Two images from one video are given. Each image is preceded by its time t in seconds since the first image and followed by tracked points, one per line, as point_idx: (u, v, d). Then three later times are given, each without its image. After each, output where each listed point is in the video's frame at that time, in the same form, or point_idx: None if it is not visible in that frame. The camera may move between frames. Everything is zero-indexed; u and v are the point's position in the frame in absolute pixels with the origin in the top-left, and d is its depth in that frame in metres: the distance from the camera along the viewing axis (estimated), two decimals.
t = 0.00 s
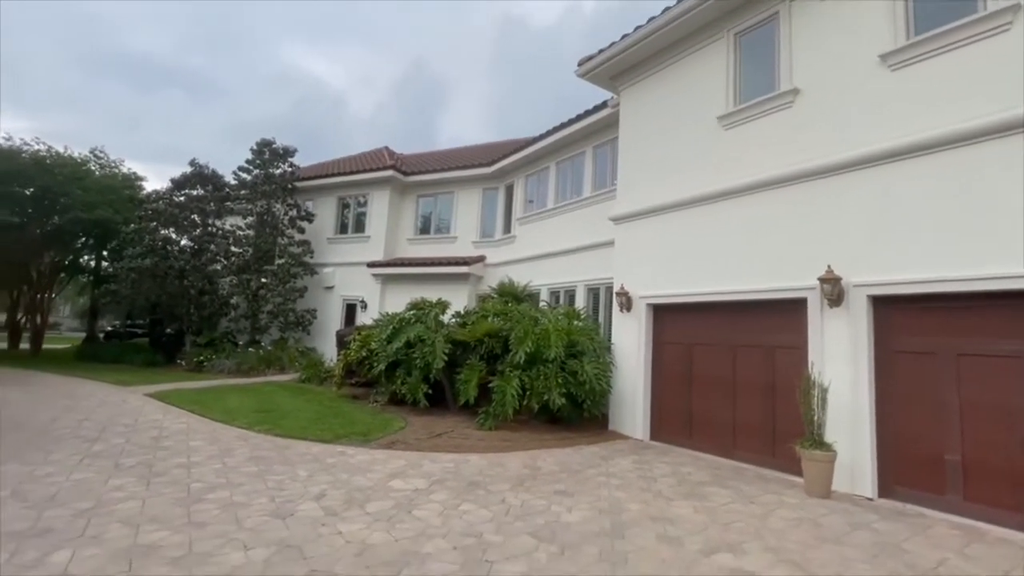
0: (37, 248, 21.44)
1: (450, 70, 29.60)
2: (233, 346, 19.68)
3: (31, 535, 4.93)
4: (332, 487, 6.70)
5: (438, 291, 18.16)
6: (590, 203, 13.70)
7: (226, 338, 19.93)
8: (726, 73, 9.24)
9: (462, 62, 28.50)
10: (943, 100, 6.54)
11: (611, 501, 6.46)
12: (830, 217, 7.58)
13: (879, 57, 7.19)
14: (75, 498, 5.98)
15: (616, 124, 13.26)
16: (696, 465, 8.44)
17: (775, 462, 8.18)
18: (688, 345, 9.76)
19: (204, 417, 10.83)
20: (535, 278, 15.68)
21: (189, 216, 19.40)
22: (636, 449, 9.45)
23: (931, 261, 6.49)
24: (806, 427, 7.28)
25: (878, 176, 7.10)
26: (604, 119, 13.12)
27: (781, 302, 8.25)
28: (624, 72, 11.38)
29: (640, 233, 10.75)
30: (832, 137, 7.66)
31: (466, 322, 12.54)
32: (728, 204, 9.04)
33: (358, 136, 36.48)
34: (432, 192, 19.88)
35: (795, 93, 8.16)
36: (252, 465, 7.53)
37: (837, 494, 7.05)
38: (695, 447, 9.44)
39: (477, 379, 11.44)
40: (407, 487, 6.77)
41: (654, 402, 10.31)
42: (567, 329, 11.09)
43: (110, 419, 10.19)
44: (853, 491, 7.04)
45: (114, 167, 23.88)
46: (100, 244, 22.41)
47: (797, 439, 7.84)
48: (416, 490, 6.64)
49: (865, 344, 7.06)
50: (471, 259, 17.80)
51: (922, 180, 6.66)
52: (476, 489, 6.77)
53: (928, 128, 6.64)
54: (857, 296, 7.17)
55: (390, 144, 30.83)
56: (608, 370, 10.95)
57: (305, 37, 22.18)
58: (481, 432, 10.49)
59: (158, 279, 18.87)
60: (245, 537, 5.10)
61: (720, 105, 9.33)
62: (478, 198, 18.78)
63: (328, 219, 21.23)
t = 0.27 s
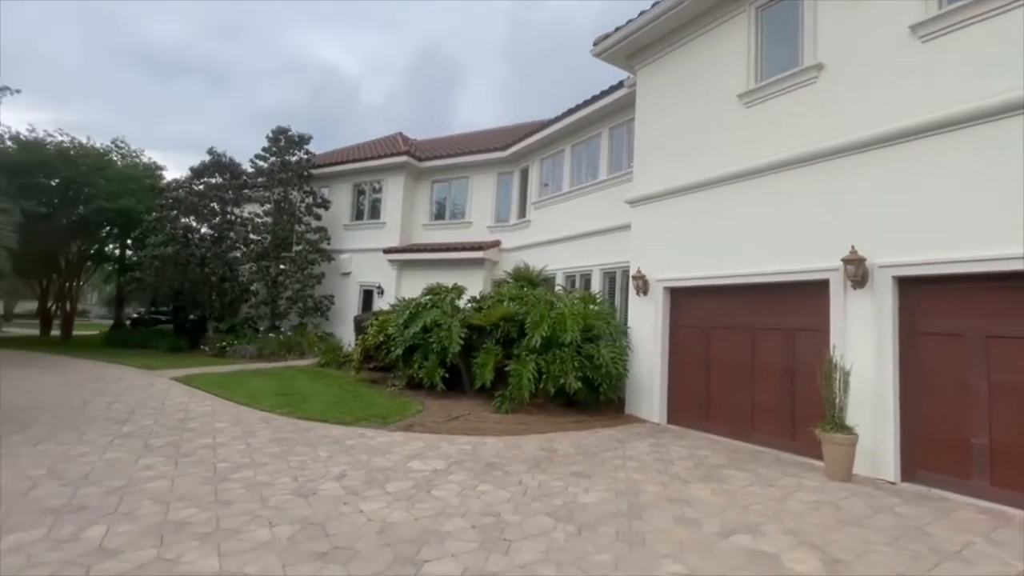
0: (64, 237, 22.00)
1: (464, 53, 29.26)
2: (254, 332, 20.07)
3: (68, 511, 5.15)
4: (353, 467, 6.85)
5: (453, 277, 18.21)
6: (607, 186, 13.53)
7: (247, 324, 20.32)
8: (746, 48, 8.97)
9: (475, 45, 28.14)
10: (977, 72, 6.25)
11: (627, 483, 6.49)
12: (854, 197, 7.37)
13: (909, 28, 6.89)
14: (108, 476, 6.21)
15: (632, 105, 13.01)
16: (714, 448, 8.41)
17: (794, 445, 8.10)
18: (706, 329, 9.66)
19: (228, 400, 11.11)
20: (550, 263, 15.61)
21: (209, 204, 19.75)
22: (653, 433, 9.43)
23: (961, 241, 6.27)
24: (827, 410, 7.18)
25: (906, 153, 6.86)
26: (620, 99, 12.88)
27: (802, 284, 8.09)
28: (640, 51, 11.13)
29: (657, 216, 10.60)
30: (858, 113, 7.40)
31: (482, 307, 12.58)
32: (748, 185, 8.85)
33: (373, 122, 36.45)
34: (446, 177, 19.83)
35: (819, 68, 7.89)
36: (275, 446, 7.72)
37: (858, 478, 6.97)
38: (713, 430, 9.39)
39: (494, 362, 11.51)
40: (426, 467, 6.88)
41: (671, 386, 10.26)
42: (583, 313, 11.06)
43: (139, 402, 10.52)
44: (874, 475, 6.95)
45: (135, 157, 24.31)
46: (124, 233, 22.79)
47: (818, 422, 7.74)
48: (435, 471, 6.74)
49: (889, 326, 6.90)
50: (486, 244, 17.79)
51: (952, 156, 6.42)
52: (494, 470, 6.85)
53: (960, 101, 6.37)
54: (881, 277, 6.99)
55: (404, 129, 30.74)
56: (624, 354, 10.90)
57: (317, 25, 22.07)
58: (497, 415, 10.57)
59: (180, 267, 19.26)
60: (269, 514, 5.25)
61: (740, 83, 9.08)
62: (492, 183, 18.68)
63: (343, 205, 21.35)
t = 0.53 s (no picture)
0: (99, 226, 22.78)
1: (482, 35, 28.89)
2: (280, 317, 20.53)
3: (111, 487, 5.40)
4: (379, 448, 7.00)
5: (474, 262, 18.26)
6: (629, 168, 13.31)
7: (274, 310, 20.79)
8: (776, 21, 8.63)
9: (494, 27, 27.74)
10: None
11: (651, 466, 6.48)
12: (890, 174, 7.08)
13: None
14: (147, 454, 6.49)
15: (655, 84, 12.70)
16: (739, 432, 8.32)
17: (822, 430, 7.96)
18: (731, 312, 9.50)
19: (258, 383, 11.44)
20: (571, 246, 15.50)
21: (234, 192, 20.15)
22: (676, 416, 9.38)
23: (1004, 218, 5.98)
24: (857, 394, 7.01)
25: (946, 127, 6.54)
26: (642, 78, 12.58)
27: (833, 266, 7.86)
28: (664, 27, 10.81)
29: (681, 198, 10.39)
30: (895, 85, 7.06)
31: (503, 291, 12.61)
32: (777, 164, 8.58)
33: (392, 108, 36.45)
34: (466, 162, 19.77)
35: (854, 40, 7.55)
36: (303, 427, 7.93)
37: (888, 463, 6.83)
38: (737, 414, 9.29)
39: (516, 346, 11.56)
40: (450, 449, 6.99)
41: (695, 370, 10.15)
42: (604, 297, 10.99)
43: (174, 385, 10.91)
44: (906, 460, 6.79)
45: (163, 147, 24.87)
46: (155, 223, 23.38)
47: (848, 406, 7.57)
48: (459, 452, 6.84)
49: (925, 308, 6.67)
50: (506, 228, 17.75)
51: (996, 129, 6.10)
52: (517, 452, 6.92)
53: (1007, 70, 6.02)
54: (917, 257, 6.73)
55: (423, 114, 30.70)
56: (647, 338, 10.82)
57: (336, 12, 22.05)
58: (519, 398, 10.64)
59: (208, 254, 19.75)
60: (299, 492, 5.41)
61: (769, 57, 8.76)
62: (512, 166, 18.56)
63: (365, 191, 21.52)
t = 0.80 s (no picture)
0: (138, 216, 23.66)
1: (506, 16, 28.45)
2: (310, 303, 21.00)
3: (157, 462, 5.69)
4: (408, 429, 7.15)
5: (499, 246, 18.26)
6: (657, 149, 13.02)
7: (304, 295, 21.26)
8: None
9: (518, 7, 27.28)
10: None
11: (679, 449, 6.44)
12: (935, 149, 6.72)
13: None
14: (189, 432, 6.79)
15: (684, 61, 12.31)
16: (769, 416, 8.18)
17: (857, 415, 7.75)
18: (763, 295, 9.26)
19: (291, 366, 11.79)
20: (597, 230, 15.33)
21: (263, 180, 20.56)
22: (704, 401, 9.27)
23: None
24: (895, 379, 6.78)
25: (1000, 97, 6.14)
26: (671, 55, 12.20)
27: (872, 246, 7.56)
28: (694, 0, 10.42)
29: (710, 178, 10.10)
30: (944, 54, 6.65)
31: (528, 275, 12.59)
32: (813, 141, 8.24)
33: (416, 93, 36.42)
34: (490, 146, 19.67)
35: (899, 6, 7.12)
36: (335, 408, 8.16)
37: (927, 450, 6.61)
38: (768, 399, 9.11)
39: (541, 330, 11.57)
40: (477, 430, 7.09)
41: (724, 354, 9.98)
42: (631, 281, 10.87)
43: (212, 367, 11.35)
44: (947, 446, 6.57)
45: (195, 137, 25.51)
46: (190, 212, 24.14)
47: (885, 392, 7.33)
48: (486, 434, 6.93)
49: (971, 290, 6.37)
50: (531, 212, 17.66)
51: None
52: (544, 435, 6.97)
53: None
54: (964, 236, 6.41)
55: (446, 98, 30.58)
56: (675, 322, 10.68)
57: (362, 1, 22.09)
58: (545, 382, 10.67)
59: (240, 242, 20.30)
60: (333, 470, 5.58)
61: (805, 28, 8.36)
62: (537, 149, 18.37)
63: (390, 177, 21.67)
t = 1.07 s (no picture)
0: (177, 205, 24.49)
1: None
2: (342, 288, 21.43)
3: (203, 440, 5.95)
4: (439, 410, 7.26)
5: (526, 231, 18.19)
6: (689, 128, 12.65)
7: (336, 281, 21.70)
8: None
9: None
10: None
11: (711, 434, 6.35)
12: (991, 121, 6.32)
13: None
14: (231, 411, 7.08)
15: (718, 36, 11.87)
16: (806, 402, 7.96)
17: (900, 402, 7.47)
18: (800, 277, 8.96)
19: (324, 349, 12.10)
20: (626, 213, 15.09)
21: (295, 168, 20.96)
22: (737, 386, 9.10)
23: None
24: (942, 365, 6.49)
25: None
26: (704, 30, 11.77)
27: (918, 226, 7.20)
28: None
29: (744, 157, 9.76)
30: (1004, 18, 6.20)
31: (556, 260, 12.51)
32: (856, 116, 7.85)
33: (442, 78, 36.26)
34: (517, 130, 19.50)
35: None
36: (367, 390, 8.35)
37: (975, 438, 6.34)
38: (804, 385, 8.88)
39: (570, 314, 11.52)
40: (507, 413, 7.15)
41: (758, 339, 9.74)
42: (661, 264, 10.69)
43: (250, 350, 11.75)
44: (997, 435, 6.27)
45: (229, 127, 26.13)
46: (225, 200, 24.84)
47: (931, 378, 7.03)
48: (516, 416, 6.98)
49: None
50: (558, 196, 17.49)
51: None
52: (573, 418, 6.98)
53: None
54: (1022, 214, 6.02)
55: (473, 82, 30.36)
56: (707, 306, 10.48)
57: None
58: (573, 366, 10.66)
59: (274, 229, 20.82)
60: (368, 449, 5.74)
61: None
62: (565, 132, 18.12)
63: (417, 163, 21.77)
